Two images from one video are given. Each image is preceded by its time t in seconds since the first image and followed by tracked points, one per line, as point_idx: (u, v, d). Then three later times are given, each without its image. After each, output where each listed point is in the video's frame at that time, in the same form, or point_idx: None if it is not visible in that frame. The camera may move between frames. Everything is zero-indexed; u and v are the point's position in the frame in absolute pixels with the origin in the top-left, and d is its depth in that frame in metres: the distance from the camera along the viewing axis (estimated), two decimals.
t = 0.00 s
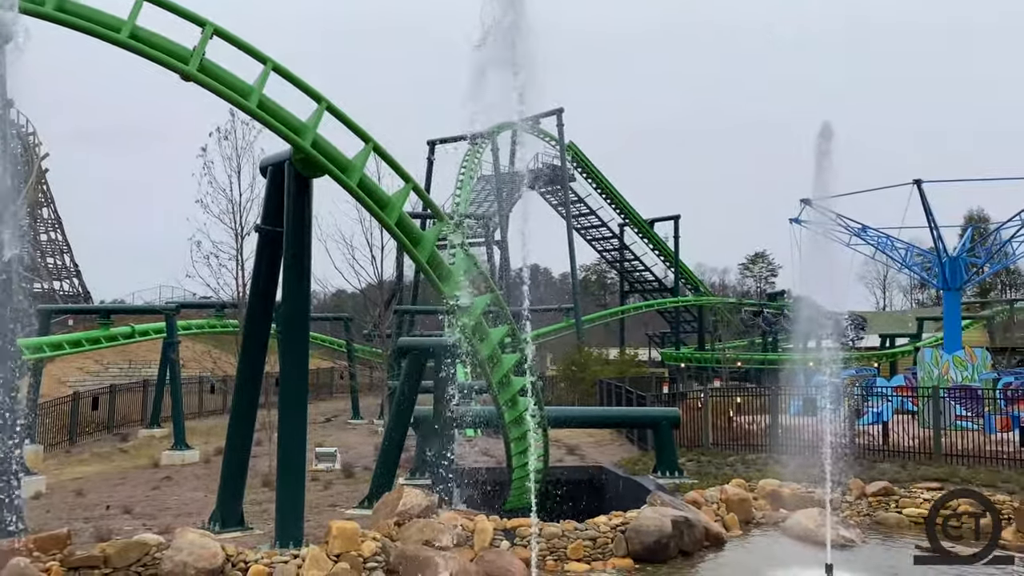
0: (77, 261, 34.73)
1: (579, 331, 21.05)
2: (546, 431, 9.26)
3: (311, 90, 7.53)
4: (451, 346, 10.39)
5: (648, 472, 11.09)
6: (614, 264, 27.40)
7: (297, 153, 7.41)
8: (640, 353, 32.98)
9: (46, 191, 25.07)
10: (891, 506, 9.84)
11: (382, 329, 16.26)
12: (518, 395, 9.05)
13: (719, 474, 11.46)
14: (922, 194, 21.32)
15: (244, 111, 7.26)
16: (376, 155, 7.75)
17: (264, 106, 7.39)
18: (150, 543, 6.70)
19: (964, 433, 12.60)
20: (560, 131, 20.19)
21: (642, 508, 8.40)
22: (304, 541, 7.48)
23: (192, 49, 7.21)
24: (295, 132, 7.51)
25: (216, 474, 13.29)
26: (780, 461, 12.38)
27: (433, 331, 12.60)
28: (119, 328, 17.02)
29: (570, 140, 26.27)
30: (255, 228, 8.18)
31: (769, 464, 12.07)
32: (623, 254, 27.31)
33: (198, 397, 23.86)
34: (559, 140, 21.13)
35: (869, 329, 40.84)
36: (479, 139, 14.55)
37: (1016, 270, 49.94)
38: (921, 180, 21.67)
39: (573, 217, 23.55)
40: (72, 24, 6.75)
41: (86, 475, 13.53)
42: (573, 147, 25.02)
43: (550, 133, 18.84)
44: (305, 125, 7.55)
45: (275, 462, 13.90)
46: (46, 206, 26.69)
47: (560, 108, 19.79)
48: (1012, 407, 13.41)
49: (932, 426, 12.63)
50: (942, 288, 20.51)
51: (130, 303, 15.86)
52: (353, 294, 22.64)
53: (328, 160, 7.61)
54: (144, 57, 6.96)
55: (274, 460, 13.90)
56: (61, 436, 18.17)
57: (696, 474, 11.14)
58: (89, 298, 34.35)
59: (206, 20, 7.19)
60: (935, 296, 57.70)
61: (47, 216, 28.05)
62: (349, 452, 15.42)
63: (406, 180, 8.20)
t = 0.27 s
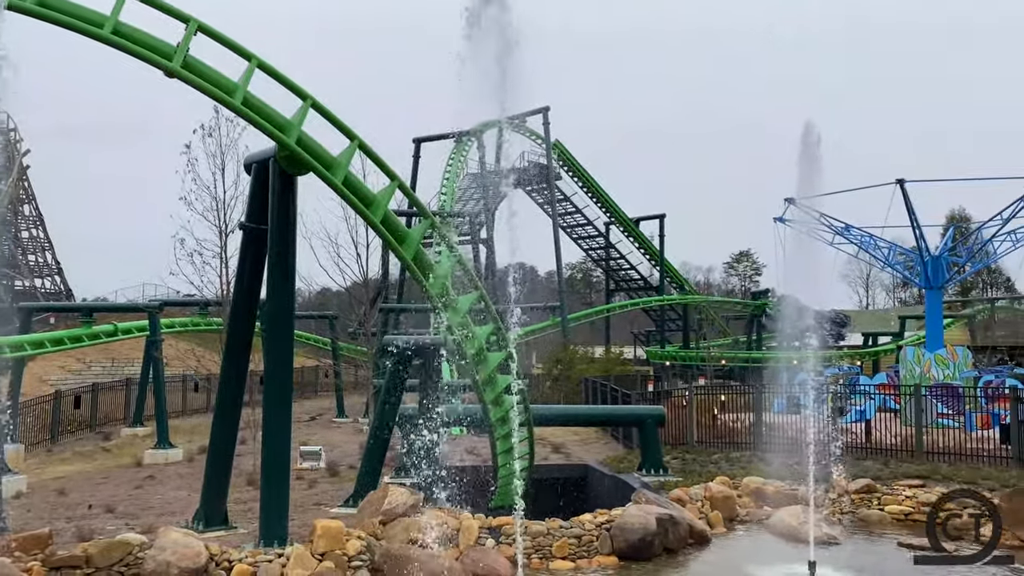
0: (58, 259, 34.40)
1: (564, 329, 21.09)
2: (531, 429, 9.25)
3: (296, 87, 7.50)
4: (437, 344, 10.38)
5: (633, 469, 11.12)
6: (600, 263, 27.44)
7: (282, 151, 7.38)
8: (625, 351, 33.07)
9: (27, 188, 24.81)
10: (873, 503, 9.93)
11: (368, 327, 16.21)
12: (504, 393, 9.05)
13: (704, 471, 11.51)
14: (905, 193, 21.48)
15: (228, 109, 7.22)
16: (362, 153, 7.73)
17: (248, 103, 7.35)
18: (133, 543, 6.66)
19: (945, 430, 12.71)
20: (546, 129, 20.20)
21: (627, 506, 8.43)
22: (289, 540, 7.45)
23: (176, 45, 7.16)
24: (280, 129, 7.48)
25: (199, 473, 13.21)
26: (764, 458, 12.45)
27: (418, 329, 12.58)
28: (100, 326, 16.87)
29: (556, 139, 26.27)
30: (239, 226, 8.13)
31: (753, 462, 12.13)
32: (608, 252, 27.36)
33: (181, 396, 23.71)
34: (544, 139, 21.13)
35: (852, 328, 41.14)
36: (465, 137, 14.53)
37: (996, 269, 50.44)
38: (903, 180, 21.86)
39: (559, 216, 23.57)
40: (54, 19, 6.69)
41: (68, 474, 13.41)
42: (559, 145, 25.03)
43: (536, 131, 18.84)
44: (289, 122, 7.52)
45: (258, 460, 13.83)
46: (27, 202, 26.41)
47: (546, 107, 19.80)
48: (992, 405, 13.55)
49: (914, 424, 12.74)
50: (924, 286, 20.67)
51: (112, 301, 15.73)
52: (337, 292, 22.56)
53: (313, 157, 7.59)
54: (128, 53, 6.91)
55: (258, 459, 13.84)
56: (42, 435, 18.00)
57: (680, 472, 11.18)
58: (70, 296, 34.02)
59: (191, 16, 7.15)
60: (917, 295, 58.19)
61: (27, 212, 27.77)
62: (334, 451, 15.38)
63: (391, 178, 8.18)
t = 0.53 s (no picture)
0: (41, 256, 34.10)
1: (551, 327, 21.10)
2: (517, 428, 9.24)
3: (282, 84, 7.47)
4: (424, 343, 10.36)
5: (619, 468, 11.16)
6: (587, 261, 27.48)
7: (268, 148, 7.35)
8: (612, 349, 33.14)
9: (9, 185, 24.58)
10: (857, 501, 9.99)
11: (354, 326, 16.15)
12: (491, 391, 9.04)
13: (690, 469, 11.55)
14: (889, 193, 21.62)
15: (213, 106, 7.18)
16: (348, 150, 7.70)
17: (234, 100, 7.31)
18: (116, 542, 6.61)
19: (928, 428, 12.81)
20: (533, 127, 20.19)
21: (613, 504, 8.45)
22: (274, 539, 7.42)
23: (161, 41, 7.11)
24: (266, 126, 7.44)
25: (184, 472, 13.13)
26: (750, 456, 12.50)
27: (405, 328, 12.56)
28: (84, 324, 16.74)
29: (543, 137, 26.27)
30: (224, 224, 8.09)
31: (739, 460, 12.19)
32: (595, 251, 27.41)
33: (166, 394, 23.58)
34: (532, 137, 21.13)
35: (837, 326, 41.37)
36: (451, 135, 14.51)
37: (979, 268, 50.86)
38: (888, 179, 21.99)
39: (546, 214, 23.58)
40: (37, 15, 6.63)
41: (51, 473, 13.30)
42: (546, 144, 25.04)
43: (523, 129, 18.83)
44: (275, 119, 7.49)
45: (244, 459, 13.77)
46: (9, 200, 26.16)
47: (533, 105, 19.80)
48: (975, 403, 13.66)
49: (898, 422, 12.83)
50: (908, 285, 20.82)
51: (96, 299, 15.61)
52: (324, 290, 22.49)
53: (298, 155, 7.56)
54: (111, 49, 6.86)
55: (244, 458, 13.78)
56: (25, 434, 17.84)
57: (667, 469, 11.21)
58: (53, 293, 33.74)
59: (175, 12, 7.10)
60: (901, 293, 58.57)
61: (10, 210, 27.52)
62: (320, 449, 15.32)
63: (378, 176, 8.16)
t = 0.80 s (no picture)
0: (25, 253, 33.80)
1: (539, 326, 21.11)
2: (505, 426, 9.22)
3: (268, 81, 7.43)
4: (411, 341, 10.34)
5: (606, 466, 11.19)
6: (575, 260, 27.52)
7: (254, 145, 7.31)
8: (599, 347, 33.20)
9: None
10: (842, 498, 10.05)
11: (341, 324, 16.11)
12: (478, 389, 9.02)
13: (677, 467, 11.57)
14: (875, 192, 21.75)
15: (199, 102, 7.14)
16: (334, 147, 7.67)
17: (220, 97, 7.28)
18: (101, 542, 6.57)
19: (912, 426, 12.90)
20: (521, 126, 20.19)
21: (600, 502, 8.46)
22: (260, 538, 7.39)
23: (146, 37, 7.06)
24: (252, 123, 7.40)
25: (170, 471, 13.06)
26: (736, 454, 12.55)
27: (392, 327, 12.53)
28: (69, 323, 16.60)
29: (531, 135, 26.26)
30: (210, 221, 8.04)
31: (725, 458, 12.23)
32: (583, 249, 27.45)
33: (152, 393, 23.45)
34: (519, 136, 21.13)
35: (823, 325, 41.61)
36: (439, 133, 14.50)
37: (963, 267, 51.28)
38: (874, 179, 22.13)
39: (534, 213, 23.60)
40: (20, 10, 6.58)
41: (34, 473, 13.19)
42: (534, 142, 25.05)
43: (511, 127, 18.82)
44: (261, 116, 7.45)
45: (230, 458, 13.70)
46: None
47: (520, 103, 19.80)
48: (959, 401, 13.77)
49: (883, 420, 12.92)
50: (893, 284, 20.95)
51: (81, 297, 15.49)
52: (310, 288, 22.41)
53: (285, 153, 7.53)
54: (96, 45, 6.81)
55: (230, 457, 13.71)
56: (8, 433, 17.68)
57: (654, 467, 11.24)
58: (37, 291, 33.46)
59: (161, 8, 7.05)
60: (886, 292, 58.97)
61: None
62: (307, 448, 15.28)
63: (365, 174, 8.14)
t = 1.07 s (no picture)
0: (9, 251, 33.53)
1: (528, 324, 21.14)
2: (493, 424, 9.22)
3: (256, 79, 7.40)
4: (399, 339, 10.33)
5: (594, 464, 11.22)
6: (563, 258, 27.56)
7: (242, 143, 7.27)
8: (588, 346, 33.28)
9: None
10: (828, 495, 10.12)
11: (329, 322, 16.08)
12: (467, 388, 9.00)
13: (665, 465, 11.62)
14: (861, 192, 21.87)
15: (186, 99, 7.10)
16: (322, 145, 7.65)
17: (207, 94, 7.24)
18: (86, 541, 6.54)
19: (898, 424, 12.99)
20: (510, 124, 20.20)
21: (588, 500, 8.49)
22: (247, 537, 7.37)
23: (132, 34, 7.02)
24: (239, 121, 7.37)
25: (156, 470, 13.00)
26: (723, 452, 12.60)
27: (381, 325, 12.52)
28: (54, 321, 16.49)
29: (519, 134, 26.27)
30: (197, 219, 8.00)
31: (713, 455, 12.28)
32: (572, 248, 27.50)
33: (138, 392, 23.33)
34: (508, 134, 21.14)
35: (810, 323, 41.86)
36: (428, 131, 14.49)
37: (948, 266, 51.69)
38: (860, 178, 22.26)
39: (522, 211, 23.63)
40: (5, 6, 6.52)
41: (20, 472, 13.10)
42: (523, 141, 25.06)
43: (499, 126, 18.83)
44: (249, 114, 7.42)
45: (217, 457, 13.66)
46: None
47: (509, 102, 19.82)
48: (943, 399, 13.88)
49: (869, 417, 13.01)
50: (880, 283, 21.08)
51: (66, 295, 15.39)
52: (298, 286, 22.34)
53: (272, 150, 7.50)
54: (81, 41, 6.76)
55: (217, 456, 13.67)
56: None
57: (641, 465, 11.29)
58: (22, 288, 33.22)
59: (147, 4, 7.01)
60: (872, 291, 59.35)
61: None
62: (295, 447, 15.25)
63: (353, 171, 8.12)
